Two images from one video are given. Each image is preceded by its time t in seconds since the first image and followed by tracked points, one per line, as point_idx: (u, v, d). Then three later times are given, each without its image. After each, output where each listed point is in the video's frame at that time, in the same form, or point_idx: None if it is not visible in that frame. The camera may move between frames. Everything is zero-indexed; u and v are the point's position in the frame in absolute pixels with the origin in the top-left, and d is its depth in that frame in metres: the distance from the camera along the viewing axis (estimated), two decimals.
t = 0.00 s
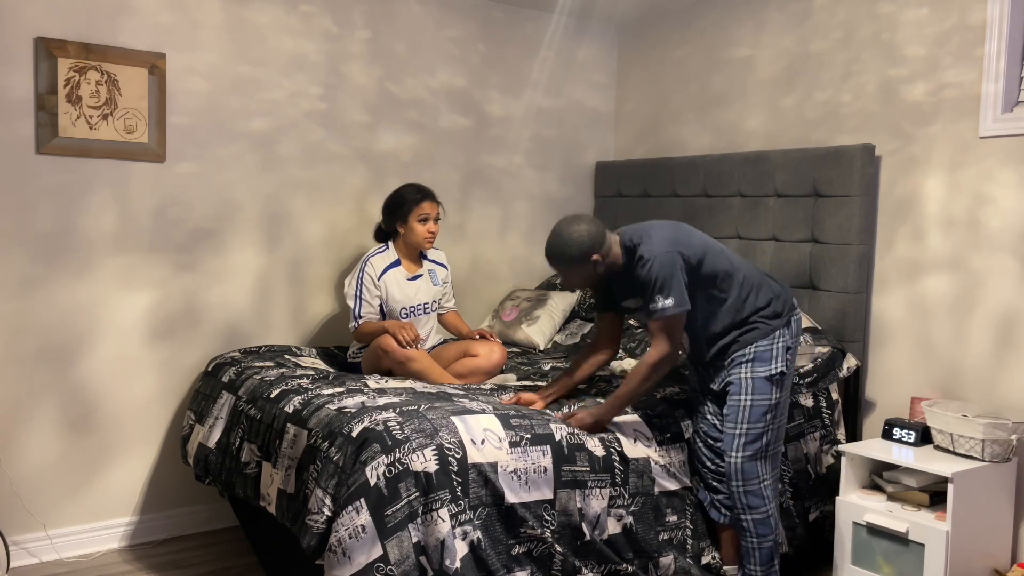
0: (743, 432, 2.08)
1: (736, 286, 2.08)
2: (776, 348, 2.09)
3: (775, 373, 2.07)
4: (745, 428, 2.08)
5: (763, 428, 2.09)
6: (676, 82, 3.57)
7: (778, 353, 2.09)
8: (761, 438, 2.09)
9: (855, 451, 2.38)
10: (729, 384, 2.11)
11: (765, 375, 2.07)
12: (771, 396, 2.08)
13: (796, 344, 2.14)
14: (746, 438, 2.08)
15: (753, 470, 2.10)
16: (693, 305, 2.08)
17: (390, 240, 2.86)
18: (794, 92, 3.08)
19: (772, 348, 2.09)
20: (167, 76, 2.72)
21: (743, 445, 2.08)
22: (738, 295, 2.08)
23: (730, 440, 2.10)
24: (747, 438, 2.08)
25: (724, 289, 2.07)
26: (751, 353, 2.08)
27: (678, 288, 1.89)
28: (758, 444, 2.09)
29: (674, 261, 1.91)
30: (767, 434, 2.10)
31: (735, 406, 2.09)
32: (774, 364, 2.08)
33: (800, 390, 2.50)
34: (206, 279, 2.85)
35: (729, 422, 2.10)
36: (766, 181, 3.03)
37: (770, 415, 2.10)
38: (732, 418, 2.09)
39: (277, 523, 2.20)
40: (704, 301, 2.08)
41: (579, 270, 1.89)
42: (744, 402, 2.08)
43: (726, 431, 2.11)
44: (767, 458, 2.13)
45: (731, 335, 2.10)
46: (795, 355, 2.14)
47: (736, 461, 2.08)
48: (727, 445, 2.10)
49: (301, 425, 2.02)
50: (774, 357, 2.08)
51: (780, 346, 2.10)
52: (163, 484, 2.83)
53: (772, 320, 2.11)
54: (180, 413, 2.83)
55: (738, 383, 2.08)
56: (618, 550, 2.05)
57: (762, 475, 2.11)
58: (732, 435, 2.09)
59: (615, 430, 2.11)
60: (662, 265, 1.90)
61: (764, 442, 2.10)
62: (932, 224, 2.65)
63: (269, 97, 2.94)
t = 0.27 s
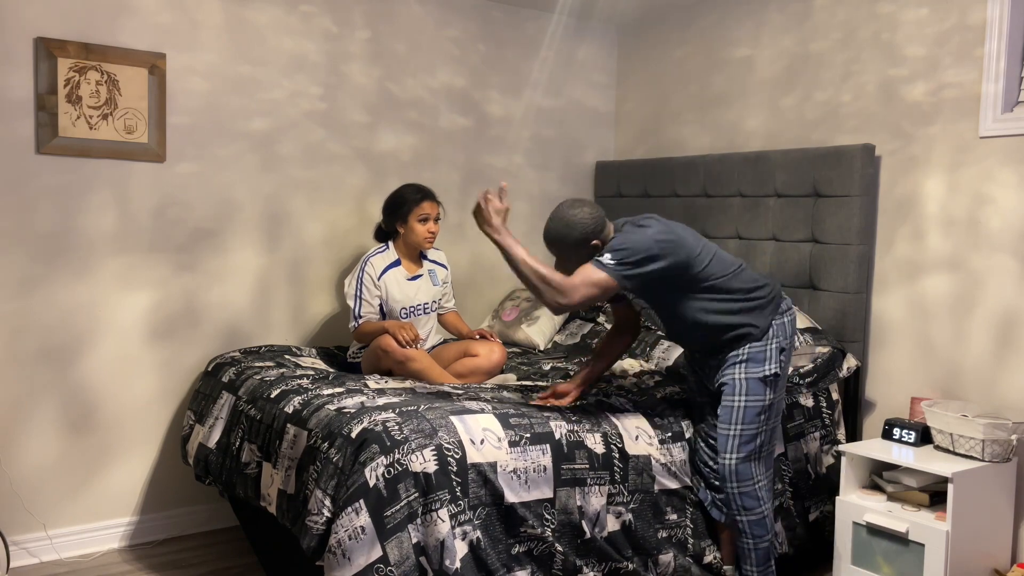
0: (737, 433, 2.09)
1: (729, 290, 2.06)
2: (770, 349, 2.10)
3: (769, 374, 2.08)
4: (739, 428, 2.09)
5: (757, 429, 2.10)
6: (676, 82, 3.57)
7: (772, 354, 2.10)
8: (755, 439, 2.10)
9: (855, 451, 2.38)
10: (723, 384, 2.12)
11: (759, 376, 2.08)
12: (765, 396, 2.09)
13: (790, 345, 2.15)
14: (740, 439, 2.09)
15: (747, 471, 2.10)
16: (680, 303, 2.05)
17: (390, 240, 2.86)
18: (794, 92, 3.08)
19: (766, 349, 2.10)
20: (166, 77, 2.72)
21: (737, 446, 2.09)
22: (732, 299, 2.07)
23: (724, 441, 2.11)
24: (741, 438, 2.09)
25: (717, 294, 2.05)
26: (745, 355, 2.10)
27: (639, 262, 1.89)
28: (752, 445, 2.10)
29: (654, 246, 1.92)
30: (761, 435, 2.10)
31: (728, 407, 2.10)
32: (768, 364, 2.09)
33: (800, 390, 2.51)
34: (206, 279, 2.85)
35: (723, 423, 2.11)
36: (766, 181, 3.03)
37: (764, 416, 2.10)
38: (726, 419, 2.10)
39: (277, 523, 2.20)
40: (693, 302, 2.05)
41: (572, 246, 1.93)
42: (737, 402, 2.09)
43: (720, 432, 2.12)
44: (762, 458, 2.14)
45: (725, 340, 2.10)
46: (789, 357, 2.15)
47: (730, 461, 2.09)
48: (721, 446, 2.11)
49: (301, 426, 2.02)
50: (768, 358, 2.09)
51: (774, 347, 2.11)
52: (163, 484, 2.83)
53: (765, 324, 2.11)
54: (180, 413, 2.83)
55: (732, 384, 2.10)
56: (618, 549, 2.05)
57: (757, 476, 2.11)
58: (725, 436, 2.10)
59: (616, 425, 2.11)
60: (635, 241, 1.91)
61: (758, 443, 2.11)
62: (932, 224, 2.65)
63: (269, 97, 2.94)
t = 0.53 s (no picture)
0: (727, 437, 2.10)
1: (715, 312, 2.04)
2: (761, 353, 2.09)
3: (760, 378, 2.08)
4: (728, 432, 2.09)
5: (747, 433, 2.10)
6: (676, 82, 3.57)
7: (762, 359, 2.09)
8: (745, 442, 2.11)
9: (855, 451, 2.38)
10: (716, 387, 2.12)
11: (749, 380, 2.08)
12: (755, 400, 2.09)
13: (783, 349, 2.14)
14: (729, 441, 2.10)
15: (737, 474, 2.10)
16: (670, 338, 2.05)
17: (390, 240, 2.86)
18: (794, 92, 3.08)
19: (757, 355, 2.09)
20: (167, 77, 2.72)
21: (727, 449, 2.09)
22: (718, 317, 2.05)
23: (715, 443, 2.12)
24: (730, 442, 2.10)
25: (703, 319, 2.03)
26: (737, 361, 2.09)
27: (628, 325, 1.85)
28: (742, 449, 2.11)
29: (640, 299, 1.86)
30: (750, 438, 2.11)
31: (719, 410, 2.10)
32: (758, 369, 2.08)
33: (800, 390, 2.50)
34: (206, 279, 2.85)
35: (714, 426, 2.11)
36: (766, 181, 3.03)
37: (754, 418, 2.11)
38: (716, 421, 2.11)
39: (278, 521, 2.20)
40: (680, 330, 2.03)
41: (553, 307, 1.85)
42: (727, 406, 2.08)
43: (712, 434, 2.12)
44: (752, 459, 2.14)
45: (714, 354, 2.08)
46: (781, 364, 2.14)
47: (720, 466, 2.10)
48: (712, 448, 2.12)
49: (306, 418, 2.02)
50: (760, 363, 2.09)
51: (766, 352, 2.10)
52: (163, 484, 2.83)
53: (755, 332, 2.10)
54: (180, 413, 2.84)
55: (724, 387, 2.09)
56: (618, 548, 2.04)
57: (746, 478, 2.12)
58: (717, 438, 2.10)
59: (615, 425, 2.11)
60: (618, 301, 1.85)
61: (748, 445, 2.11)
62: (932, 224, 2.65)
63: (269, 97, 2.94)
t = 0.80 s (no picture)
0: (721, 435, 2.10)
1: (691, 309, 2.04)
2: (746, 346, 2.10)
3: (747, 372, 2.08)
4: (722, 430, 2.09)
5: (740, 429, 2.10)
6: (676, 82, 3.57)
7: (747, 352, 2.09)
8: (739, 439, 2.11)
9: (855, 451, 2.38)
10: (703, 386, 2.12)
11: (737, 376, 2.08)
12: (744, 394, 2.09)
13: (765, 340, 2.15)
14: (723, 440, 2.10)
15: (733, 470, 2.11)
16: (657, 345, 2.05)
17: (390, 240, 2.86)
18: (794, 92, 3.08)
19: (742, 348, 2.09)
20: (167, 77, 2.72)
21: (722, 447, 2.09)
22: (697, 314, 2.05)
23: (709, 442, 2.11)
24: (726, 440, 2.10)
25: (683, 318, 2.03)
26: (723, 357, 2.08)
27: (614, 346, 1.84)
28: (736, 445, 2.11)
29: (619, 319, 1.86)
30: (744, 434, 2.11)
31: (711, 408, 2.10)
32: (745, 363, 2.09)
33: (796, 389, 2.53)
34: (206, 279, 2.85)
35: (707, 426, 2.11)
36: (766, 181, 3.03)
37: (746, 413, 2.11)
38: (708, 421, 2.10)
39: (277, 523, 2.20)
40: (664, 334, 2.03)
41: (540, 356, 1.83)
42: (718, 404, 2.09)
43: (706, 434, 2.12)
44: (746, 455, 2.15)
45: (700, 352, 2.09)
46: (765, 354, 2.15)
47: (716, 465, 2.10)
48: (707, 448, 2.12)
49: (304, 422, 2.02)
50: (746, 356, 2.09)
51: (750, 344, 2.11)
52: (163, 484, 2.83)
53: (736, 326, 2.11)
54: (180, 413, 2.84)
55: (714, 385, 2.09)
56: (618, 550, 2.04)
57: (742, 473, 2.12)
58: (710, 436, 2.10)
59: (615, 427, 2.11)
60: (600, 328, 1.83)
61: (741, 441, 2.11)
62: (932, 223, 2.65)
63: (269, 97, 2.94)
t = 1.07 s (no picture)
0: (723, 434, 2.10)
1: (692, 307, 2.05)
2: (747, 345, 2.11)
3: (748, 370, 2.09)
4: (724, 429, 2.10)
5: (742, 428, 2.10)
6: (676, 82, 3.57)
7: (748, 351, 2.10)
8: (741, 438, 2.11)
9: (856, 451, 2.37)
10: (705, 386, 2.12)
11: (738, 374, 2.09)
12: (746, 393, 2.10)
13: (766, 339, 2.16)
14: (726, 438, 2.10)
15: (735, 470, 2.10)
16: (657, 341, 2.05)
17: (390, 240, 2.86)
18: (794, 92, 3.08)
19: (742, 347, 2.10)
20: (167, 77, 2.72)
21: (724, 447, 2.09)
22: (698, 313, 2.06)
23: (712, 441, 2.11)
24: (728, 439, 2.10)
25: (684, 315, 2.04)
26: (723, 355, 2.09)
27: (618, 333, 1.86)
28: (739, 443, 2.11)
29: (624, 305, 1.89)
30: (746, 432, 2.11)
31: (713, 408, 2.10)
32: (746, 362, 2.09)
33: (797, 389, 2.53)
34: (206, 279, 2.85)
35: (709, 425, 2.11)
36: (766, 181, 3.03)
37: (748, 412, 2.11)
38: (711, 420, 2.11)
39: (277, 524, 2.20)
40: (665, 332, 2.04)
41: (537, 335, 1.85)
42: (720, 403, 2.09)
43: (708, 433, 2.12)
44: (748, 454, 2.15)
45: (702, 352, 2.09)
46: (766, 354, 2.16)
47: (719, 464, 2.09)
48: (709, 447, 2.12)
49: (303, 423, 2.02)
50: (746, 355, 2.10)
51: (751, 343, 2.11)
52: (163, 484, 2.83)
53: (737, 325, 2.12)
54: (180, 413, 2.84)
55: (715, 385, 2.09)
56: (618, 550, 2.04)
57: (744, 472, 2.12)
58: (714, 435, 2.10)
59: (615, 426, 2.11)
60: (605, 314, 1.86)
61: (744, 440, 2.11)
62: (932, 223, 2.65)
63: (269, 97, 2.94)
